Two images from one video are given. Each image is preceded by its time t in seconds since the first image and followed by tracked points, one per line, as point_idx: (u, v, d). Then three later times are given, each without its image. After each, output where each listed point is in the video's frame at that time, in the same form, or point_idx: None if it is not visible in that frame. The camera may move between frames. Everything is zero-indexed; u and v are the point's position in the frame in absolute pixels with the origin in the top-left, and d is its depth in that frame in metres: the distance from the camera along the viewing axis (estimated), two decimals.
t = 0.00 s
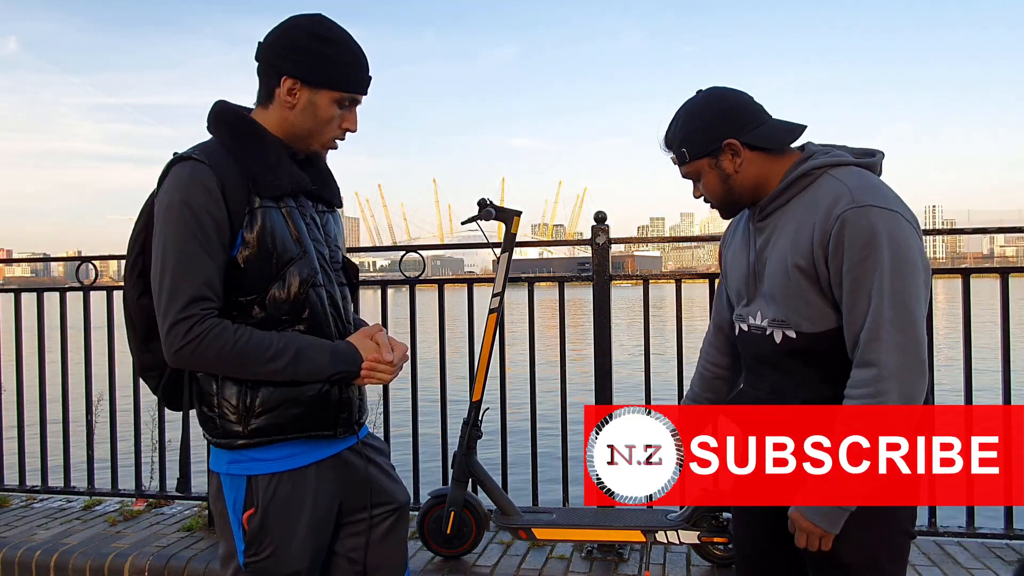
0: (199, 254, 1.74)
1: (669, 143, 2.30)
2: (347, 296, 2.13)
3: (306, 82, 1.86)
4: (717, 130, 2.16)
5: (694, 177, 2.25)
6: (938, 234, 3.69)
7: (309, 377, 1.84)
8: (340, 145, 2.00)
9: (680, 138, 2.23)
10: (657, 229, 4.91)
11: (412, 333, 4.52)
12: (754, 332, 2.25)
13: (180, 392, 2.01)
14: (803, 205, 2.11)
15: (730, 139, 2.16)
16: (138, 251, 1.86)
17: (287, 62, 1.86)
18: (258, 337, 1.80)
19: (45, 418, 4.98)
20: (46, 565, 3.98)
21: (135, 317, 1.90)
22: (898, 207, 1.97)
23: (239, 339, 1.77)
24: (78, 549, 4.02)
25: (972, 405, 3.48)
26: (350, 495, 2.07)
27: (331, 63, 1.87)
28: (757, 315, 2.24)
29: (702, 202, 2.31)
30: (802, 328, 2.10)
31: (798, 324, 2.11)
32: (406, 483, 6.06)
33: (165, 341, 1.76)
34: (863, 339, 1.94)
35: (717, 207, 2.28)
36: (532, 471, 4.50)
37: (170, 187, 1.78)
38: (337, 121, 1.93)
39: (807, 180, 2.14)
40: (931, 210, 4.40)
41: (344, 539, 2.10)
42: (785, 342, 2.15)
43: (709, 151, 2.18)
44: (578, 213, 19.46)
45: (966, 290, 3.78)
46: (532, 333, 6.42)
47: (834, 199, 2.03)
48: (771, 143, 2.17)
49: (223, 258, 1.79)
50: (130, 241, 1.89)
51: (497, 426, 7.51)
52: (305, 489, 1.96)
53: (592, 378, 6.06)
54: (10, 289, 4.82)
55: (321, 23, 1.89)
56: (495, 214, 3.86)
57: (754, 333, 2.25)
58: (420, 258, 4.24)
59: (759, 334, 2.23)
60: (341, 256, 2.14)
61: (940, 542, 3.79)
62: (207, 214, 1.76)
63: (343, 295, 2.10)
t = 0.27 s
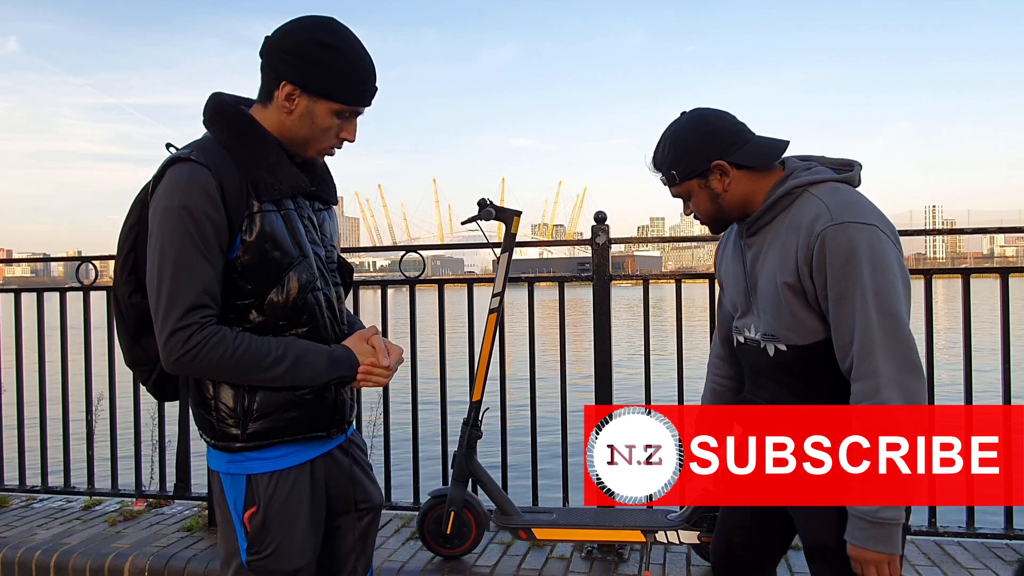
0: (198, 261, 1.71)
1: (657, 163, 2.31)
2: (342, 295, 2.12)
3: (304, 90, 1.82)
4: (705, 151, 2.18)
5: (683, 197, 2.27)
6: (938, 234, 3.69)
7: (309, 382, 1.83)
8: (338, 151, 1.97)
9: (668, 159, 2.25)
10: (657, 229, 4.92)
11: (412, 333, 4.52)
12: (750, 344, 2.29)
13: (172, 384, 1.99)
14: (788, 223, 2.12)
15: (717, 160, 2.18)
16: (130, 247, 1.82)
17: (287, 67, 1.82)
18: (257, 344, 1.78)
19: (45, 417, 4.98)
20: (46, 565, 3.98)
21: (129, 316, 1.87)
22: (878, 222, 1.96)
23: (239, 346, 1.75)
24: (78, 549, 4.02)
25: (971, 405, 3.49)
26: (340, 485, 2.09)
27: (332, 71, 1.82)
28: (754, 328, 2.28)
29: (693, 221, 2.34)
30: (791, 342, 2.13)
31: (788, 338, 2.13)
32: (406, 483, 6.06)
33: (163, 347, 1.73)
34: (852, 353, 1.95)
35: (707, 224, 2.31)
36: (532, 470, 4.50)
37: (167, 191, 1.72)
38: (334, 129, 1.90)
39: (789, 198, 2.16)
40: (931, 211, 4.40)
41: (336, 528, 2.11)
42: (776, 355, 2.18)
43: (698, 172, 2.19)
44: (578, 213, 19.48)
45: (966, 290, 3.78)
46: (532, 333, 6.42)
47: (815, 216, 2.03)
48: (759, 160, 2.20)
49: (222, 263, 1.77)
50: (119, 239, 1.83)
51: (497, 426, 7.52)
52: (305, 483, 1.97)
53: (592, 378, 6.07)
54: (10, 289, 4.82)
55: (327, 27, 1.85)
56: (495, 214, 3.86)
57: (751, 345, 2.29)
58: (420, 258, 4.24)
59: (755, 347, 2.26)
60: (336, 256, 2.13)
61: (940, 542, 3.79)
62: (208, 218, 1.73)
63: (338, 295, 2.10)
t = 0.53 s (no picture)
0: (196, 281, 1.66)
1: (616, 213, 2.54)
2: (338, 301, 2.10)
3: (307, 108, 1.76)
4: (660, 202, 2.42)
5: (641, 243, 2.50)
6: (938, 234, 3.69)
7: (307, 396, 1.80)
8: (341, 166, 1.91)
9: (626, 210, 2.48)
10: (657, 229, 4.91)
11: (412, 333, 4.52)
12: (728, 360, 2.41)
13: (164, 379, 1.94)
14: (744, 239, 2.36)
15: (671, 210, 2.42)
16: (127, 250, 1.77)
17: (296, 82, 1.75)
18: (255, 365, 1.75)
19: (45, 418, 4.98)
20: (46, 565, 3.98)
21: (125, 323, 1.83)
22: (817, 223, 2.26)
23: (236, 368, 1.72)
24: (78, 549, 4.02)
25: (972, 405, 3.49)
26: (327, 480, 2.08)
27: (338, 91, 1.75)
28: (727, 345, 2.41)
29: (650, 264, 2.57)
30: (769, 343, 2.30)
31: (766, 339, 2.30)
32: (407, 483, 6.06)
33: (157, 366, 1.69)
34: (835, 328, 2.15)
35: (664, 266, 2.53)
36: (532, 470, 4.50)
37: (162, 211, 1.67)
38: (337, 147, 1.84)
39: (735, 223, 2.41)
40: (932, 211, 4.40)
41: (324, 524, 2.10)
42: (759, 359, 2.32)
43: (654, 221, 2.42)
44: (578, 213, 19.47)
45: (966, 290, 3.78)
46: (532, 334, 6.42)
47: (769, 228, 2.29)
48: (708, 210, 2.43)
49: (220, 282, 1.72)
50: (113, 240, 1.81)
51: (496, 426, 7.52)
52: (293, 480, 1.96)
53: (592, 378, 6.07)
54: (10, 289, 4.82)
55: (336, 42, 1.77)
56: (495, 214, 3.86)
57: (728, 361, 2.41)
58: (420, 258, 4.24)
59: (733, 360, 2.39)
60: (335, 263, 2.10)
61: (940, 541, 3.79)
62: (208, 239, 1.68)
63: (334, 304, 2.07)
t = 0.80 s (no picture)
0: (192, 294, 1.66)
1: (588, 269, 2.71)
2: (337, 305, 2.10)
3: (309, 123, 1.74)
4: (627, 259, 2.59)
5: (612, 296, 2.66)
6: (938, 234, 3.70)
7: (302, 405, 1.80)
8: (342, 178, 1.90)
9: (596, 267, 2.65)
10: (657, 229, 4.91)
11: (412, 333, 4.51)
12: (724, 390, 2.54)
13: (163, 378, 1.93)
14: (712, 274, 2.53)
15: (637, 265, 2.58)
16: (126, 253, 1.77)
17: (298, 95, 1.73)
18: (251, 375, 1.74)
19: (45, 418, 4.98)
20: (46, 565, 3.98)
21: (122, 327, 1.82)
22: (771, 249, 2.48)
23: (232, 380, 1.71)
24: (78, 549, 4.02)
25: (971, 405, 3.49)
26: (324, 481, 2.08)
27: (341, 107, 1.73)
28: (717, 375, 2.55)
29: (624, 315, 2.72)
30: (754, 363, 2.46)
31: (751, 360, 2.46)
32: (407, 483, 6.06)
33: (151, 376, 1.68)
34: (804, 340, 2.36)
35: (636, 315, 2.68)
36: (532, 470, 4.50)
37: (158, 221, 1.66)
38: (339, 161, 1.83)
39: (698, 262, 2.57)
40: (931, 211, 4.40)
41: (320, 523, 2.10)
42: (753, 378, 2.47)
43: (621, 275, 2.59)
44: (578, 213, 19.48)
45: (966, 290, 3.77)
46: (532, 334, 6.42)
47: (731, 260, 2.48)
48: (674, 262, 2.58)
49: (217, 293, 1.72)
50: (112, 240, 1.81)
51: (496, 426, 7.52)
52: (290, 480, 1.96)
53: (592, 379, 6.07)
54: (10, 289, 4.82)
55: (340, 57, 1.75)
56: (495, 214, 3.86)
57: (722, 391, 2.55)
58: (420, 258, 4.24)
59: (728, 387, 2.53)
60: (335, 267, 2.09)
61: (940, 541, 3.79)
62: (205, 251, 1.67)
63: (333, 310, 2.06)
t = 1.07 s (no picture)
0: (193, 296, 1.65)
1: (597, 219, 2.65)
2: (339, 306, 2.11)
3: (310, 123, 1.74)
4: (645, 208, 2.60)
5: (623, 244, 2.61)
6: (938, 234, 3.70)
7: (304, 408, 1.79)
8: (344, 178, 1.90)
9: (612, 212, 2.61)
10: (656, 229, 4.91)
11: (412, 333, 4.52)
12: (717, 361, 2.56)
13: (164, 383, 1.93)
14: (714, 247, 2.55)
15: (653, 215, 2.60)
16: (127, 255, 1.77)
17: (299, 96, 1.73)
18: (253, 377, 1.74)
19: (45, 418, 4.98)
20: (46, 565, 3.98)
21: (123, 328, 1.82)
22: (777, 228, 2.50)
23: (234, 383, 1.71)
24: (78, 549, 4.02)
25: (971, 405, 3.49)
26: (328, 481, 2.08)
27: (340, 107, 1.73)
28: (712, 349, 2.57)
29: (626, 272, 2.65)
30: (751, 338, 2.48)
31: (748, 335, 2.49)
32: (407, 483, 6.06)
33: (154, 379, 1.68)
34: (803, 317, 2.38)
35: (641, 270, 2.64)
36: (532, 470, 4.49)
37: (159, 223, 1.66)
38: (340, 162, 1.82)
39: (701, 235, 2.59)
40: (931, 211, 4.40)
41: (324, 524, 2.09)
42: (750, 353, 2.49)
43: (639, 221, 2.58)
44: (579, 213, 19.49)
45: (967, 290, 3.77)
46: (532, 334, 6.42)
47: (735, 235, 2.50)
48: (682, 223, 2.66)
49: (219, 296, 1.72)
50: (112, 241, 1.80)
51: (496, 426, 7.52)
52: (294, 481, 1.97)
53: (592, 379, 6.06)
54: (10, 289, 4.81)
55: (339, 57, 1.75)
56: (495, 214, 3.86)
57: (715, 365, 2.57)
58: (420, 258, 4.24)
59: (722, 358, 2.54)
60: (337, 268, 2.09)
61: (940, 541, 3.79)
62: (207, 253, 1.67)
63: (336, 312, 2.07)
